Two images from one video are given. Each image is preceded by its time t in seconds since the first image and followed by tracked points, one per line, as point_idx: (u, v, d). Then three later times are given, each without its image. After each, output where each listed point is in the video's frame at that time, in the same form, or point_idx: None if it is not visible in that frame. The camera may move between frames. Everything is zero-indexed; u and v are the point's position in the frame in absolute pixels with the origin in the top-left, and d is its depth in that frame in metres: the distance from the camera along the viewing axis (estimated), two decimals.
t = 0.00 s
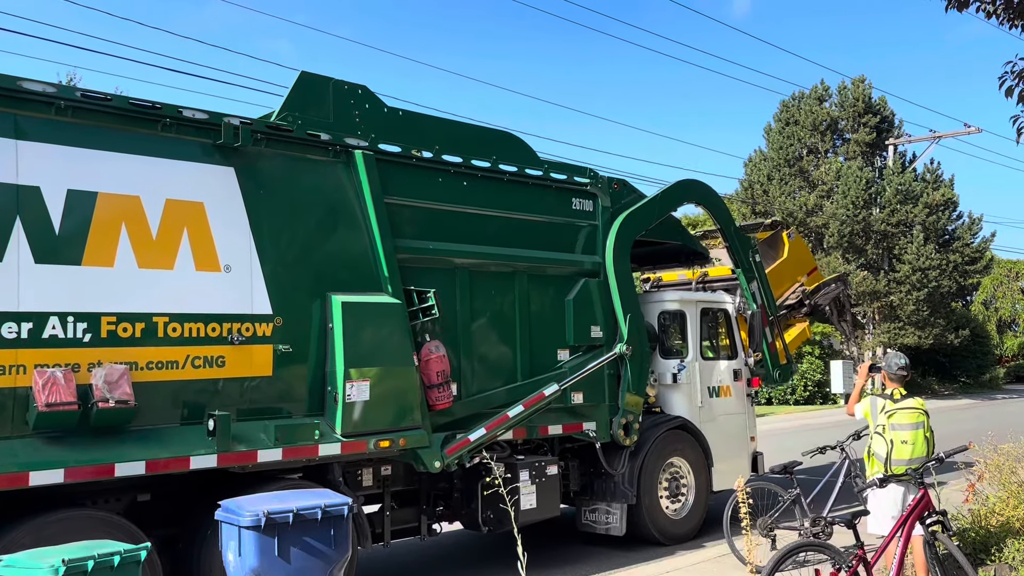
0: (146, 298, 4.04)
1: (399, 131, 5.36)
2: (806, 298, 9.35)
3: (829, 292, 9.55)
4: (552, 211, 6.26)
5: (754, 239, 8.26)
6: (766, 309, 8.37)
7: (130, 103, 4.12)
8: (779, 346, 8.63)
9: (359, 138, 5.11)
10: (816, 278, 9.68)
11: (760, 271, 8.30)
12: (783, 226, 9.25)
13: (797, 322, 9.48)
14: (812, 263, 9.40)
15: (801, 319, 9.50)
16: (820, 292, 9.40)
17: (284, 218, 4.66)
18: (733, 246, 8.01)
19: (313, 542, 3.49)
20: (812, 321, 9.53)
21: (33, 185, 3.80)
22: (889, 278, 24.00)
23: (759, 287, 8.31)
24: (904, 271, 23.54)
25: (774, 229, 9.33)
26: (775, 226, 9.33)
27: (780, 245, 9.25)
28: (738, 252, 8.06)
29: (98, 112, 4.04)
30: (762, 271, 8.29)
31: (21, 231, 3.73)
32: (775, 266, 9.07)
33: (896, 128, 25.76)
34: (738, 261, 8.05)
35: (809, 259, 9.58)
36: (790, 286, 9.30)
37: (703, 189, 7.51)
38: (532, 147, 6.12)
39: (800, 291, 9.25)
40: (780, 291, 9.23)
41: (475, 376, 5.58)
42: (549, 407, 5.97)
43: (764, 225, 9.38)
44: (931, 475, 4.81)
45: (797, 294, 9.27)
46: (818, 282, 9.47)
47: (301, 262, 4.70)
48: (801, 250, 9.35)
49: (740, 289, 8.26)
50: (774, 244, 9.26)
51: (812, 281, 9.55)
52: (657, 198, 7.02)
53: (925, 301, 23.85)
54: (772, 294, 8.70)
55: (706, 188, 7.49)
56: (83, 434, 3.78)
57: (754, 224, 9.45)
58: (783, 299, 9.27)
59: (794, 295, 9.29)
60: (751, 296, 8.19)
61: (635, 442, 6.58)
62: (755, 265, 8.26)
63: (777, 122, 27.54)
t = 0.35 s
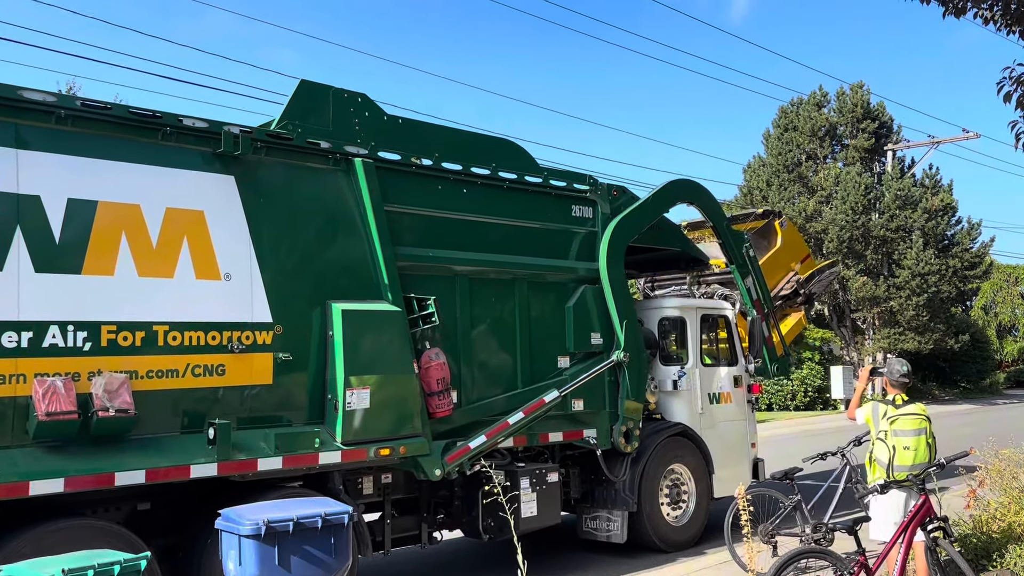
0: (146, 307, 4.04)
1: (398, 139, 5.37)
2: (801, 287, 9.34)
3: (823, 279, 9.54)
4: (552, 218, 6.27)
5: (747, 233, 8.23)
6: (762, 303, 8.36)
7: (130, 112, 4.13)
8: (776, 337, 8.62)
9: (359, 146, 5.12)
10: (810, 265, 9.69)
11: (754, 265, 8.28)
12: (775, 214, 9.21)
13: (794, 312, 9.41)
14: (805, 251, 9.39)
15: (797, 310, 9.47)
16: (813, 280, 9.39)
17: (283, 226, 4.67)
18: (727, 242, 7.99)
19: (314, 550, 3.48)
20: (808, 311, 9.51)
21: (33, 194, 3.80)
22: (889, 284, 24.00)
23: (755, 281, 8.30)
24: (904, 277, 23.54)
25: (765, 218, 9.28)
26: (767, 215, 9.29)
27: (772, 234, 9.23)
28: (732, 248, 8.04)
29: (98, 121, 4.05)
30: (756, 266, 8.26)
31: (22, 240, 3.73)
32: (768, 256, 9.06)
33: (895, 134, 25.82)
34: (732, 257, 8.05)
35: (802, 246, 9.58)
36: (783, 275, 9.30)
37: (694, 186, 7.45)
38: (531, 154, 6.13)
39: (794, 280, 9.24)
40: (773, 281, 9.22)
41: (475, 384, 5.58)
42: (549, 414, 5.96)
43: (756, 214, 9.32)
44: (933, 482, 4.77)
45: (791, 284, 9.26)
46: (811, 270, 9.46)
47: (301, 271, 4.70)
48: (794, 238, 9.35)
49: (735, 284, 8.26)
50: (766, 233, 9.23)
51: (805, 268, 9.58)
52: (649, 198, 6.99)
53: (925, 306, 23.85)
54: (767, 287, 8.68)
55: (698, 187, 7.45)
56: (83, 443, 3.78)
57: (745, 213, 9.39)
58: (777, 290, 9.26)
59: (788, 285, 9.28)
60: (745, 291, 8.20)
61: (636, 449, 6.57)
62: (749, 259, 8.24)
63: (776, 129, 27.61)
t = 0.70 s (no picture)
0: (145, 315, 4.04)
1: (398, 146, 5.38)
2: (796, 276, 9.37)
3: (818, 266, 9.53)
4: (552, 225, 6.27)
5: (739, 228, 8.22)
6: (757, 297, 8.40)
7: (130, 120, 4.13)
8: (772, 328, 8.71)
9: (359, 153, 5.13)
10: (804, 252, 9.68)
11: (748, 259, 8.29)
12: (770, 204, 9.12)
13: (790, 300, 9.49)
14: (800, 239, 9.38)
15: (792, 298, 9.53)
16: (808, 268, 9.41)
17: (282, 234, 4.66)
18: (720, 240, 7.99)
19: (314, 559, 3.47)
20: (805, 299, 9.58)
21: (32, 203, 3.80)
22: (889, 289, 23.99)
23: (749, 275, 8.32)
24: (904, 281, 23.54)
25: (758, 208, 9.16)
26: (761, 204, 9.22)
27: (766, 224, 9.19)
28: (725, 244, 8.04)
29: (98, 129, 4.05)
30: (750, 260, 8.27)
31: (21, 249, 3.73)
32: (762, 247, 9.06)
33: (894, 139, 25.86)
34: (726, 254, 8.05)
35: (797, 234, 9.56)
36: (779, 264, 9.32)
37: (685, 183, 7.39)
38: (531, 161, 6.14)
39: (789, 270, 9.25)
40: (768, 271, 9.23)
41: (476, 391, 5.57)
42: (550, 421, 5.95)
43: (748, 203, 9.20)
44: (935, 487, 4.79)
45: (787, 273, 9.30)
46: (806, 258, 9.46)
47: (300, 278, 4.70)
48: (788, 227, 9.33)
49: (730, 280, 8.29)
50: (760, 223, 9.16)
51: (800, 255, 9.58)
52: (642, 199, 6.92)
53: (925, 311, 23.84)
54: (761, 278, 8.71)
55: (691, 185, 7.38)
56: (83, 452, 3.77)
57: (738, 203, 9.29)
58: (773, 280, 9.28)
59: (783, 274, 9.31)
60: (739, 286, 8.23)
61: (637, 455, 6.56)
62: (743, 254, 8.25)
63: (775, 134, 27.67)
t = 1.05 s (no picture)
0: (147, 323, 4.04)
1: (398, 153, 5.39)
2: (792, 265, 9.26)
3: (813, 254, 9.40)
4: (552, 232, 6.28)
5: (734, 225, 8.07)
6: (754, 293, 8.30)
7: (131, 129, 4.14)
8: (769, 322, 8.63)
9: (359, 161, 5.14)
10: (799, 239, 9.55)
11: (743, 256, 8.17)
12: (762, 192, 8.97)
13: (787, 291, 9.35)
14: (794, 226, 9.25)
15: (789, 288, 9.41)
16: (803, 256, 9.29)
17: (283, 242, 4.67)
18: (715, 238, 7.85)
19: (315, 567, 3.46)
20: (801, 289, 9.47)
21: (34, 212, 3.81)
22: (890, 295, 23.98)
23: (744, 271, 8.21)
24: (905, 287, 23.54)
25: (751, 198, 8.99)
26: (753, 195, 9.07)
27: (760, 213, 9.05)
28: (720, 243, 7.90)
29: (99, 138, 4.07)
30: (746, 256, 8.13)
31: (22, 258, 3.74)
32: (756, 238, 8.93)
33: (894, 145, 25.90)
34: (721, 253, 7.93)
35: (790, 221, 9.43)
36: (774, 254, 9.20)
37: (676, 182, 7.27)
38: (531, 168, 6.15)
39: (784, 260, 9.13)
40: (763, 262, 9.11)
41: (477, 399, 5.56)
42: (551, 428, 5.94)
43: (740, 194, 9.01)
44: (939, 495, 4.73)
45: (782, 263, 9.17)
46: (801, 246, 9.33)
47: (302, 286, 4.71)
48: (781, 215, 9.19)
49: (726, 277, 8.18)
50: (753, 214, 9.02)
51: (795, 244, 9.46)
52: (635, 202, 6.84)
53: (926, 317, 23.82)
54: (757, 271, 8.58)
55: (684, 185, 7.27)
56: (84, 461, 3.77)
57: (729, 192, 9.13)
58: (768, 272, 9.16)
59: (779, 265, 9.18)
60: (736, 283, 8.09)
61: (639, 462, 6.55)
62: (738, 251, 8.13)
63: (776, 140, 27.75)
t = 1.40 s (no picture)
0: (148, 331, 4.04)
1: (399, 161, 5.40)
2: (787, 255, 9.20)
3: (807, 241, 9.33)
4: (553, 238, 6.28)
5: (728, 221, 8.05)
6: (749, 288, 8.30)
7: (132, 137, 4.16)
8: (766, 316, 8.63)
9: (360, 169, 5.15)
10: (793, 227, 9.47)
11: (738, 251, 8.16)
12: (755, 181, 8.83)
13: (783, 280, 9.30)
14: (788, 214, 9.18)
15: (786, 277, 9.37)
16: (798, 245, 9.23)
17: (285, 249, 4.68)
18: (709, 236, 7.83)
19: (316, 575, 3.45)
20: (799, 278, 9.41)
21: (35, 220, 3.82)
22: (892, 300, 23.96)
23: (739, 267, 8.20)
24: (906, 293, 23.52)
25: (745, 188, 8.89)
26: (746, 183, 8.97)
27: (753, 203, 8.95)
28: (714, 240, 7.88)
29: (100, 147, 4.08)
30: (740, 251, 8.14)
31: (23, 267, 3.74)
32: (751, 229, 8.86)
33: (895, 150, 25.91)
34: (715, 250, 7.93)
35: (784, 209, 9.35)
36: (769, 244, 9.15)
37: (671, 184, 7.17)
38: (531, 175, 6.16)
39: (779, 250, 9.07)
40: (758, 253, 9.06)
41: (478, 406, 5.56)
42: (553, 435, 5.93)
43: (734, 184, 8.85)
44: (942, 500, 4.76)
45: (777, 253, 9.11)
46: (795, 235, 9.27)
47: (303, 293, 4.71)
48: (775, 203, 9.10)
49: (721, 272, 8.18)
50: (746, 205, 8.92)
51: (789, 231, 9.39)
52: (628, 205, 6.74)
53: (929, 322, 23.79)
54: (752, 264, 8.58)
55: (676, 185, 7.16)
56: (85, 469, 3.77)
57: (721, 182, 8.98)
58: (764, 263, 9.12)
59: (775, 255, 9.13)
60: (731, 278, 8.12)
61: (641, 468, 6.54)
62: (733, 246, 8.11)
63: (777, 146, 27.78)
